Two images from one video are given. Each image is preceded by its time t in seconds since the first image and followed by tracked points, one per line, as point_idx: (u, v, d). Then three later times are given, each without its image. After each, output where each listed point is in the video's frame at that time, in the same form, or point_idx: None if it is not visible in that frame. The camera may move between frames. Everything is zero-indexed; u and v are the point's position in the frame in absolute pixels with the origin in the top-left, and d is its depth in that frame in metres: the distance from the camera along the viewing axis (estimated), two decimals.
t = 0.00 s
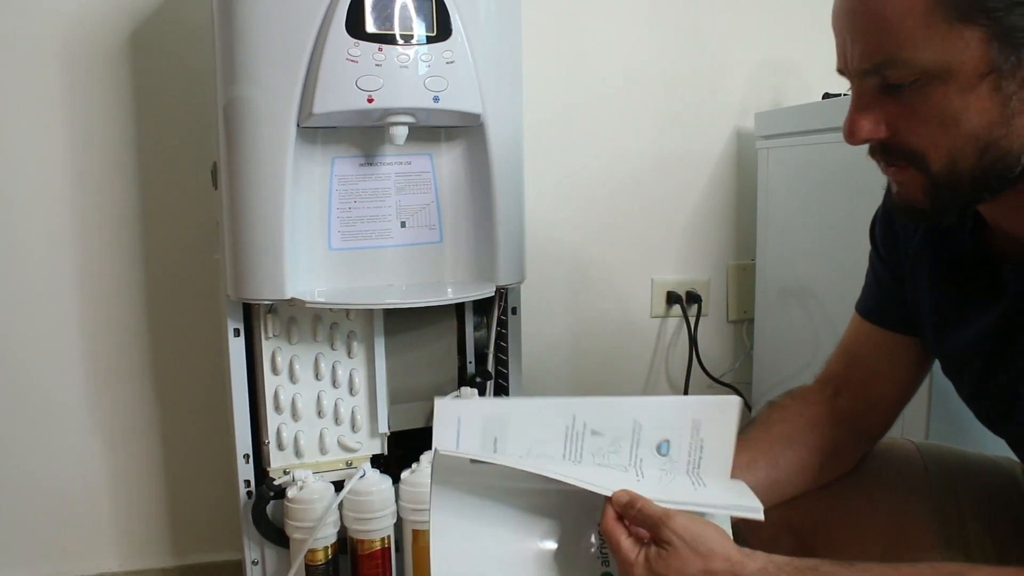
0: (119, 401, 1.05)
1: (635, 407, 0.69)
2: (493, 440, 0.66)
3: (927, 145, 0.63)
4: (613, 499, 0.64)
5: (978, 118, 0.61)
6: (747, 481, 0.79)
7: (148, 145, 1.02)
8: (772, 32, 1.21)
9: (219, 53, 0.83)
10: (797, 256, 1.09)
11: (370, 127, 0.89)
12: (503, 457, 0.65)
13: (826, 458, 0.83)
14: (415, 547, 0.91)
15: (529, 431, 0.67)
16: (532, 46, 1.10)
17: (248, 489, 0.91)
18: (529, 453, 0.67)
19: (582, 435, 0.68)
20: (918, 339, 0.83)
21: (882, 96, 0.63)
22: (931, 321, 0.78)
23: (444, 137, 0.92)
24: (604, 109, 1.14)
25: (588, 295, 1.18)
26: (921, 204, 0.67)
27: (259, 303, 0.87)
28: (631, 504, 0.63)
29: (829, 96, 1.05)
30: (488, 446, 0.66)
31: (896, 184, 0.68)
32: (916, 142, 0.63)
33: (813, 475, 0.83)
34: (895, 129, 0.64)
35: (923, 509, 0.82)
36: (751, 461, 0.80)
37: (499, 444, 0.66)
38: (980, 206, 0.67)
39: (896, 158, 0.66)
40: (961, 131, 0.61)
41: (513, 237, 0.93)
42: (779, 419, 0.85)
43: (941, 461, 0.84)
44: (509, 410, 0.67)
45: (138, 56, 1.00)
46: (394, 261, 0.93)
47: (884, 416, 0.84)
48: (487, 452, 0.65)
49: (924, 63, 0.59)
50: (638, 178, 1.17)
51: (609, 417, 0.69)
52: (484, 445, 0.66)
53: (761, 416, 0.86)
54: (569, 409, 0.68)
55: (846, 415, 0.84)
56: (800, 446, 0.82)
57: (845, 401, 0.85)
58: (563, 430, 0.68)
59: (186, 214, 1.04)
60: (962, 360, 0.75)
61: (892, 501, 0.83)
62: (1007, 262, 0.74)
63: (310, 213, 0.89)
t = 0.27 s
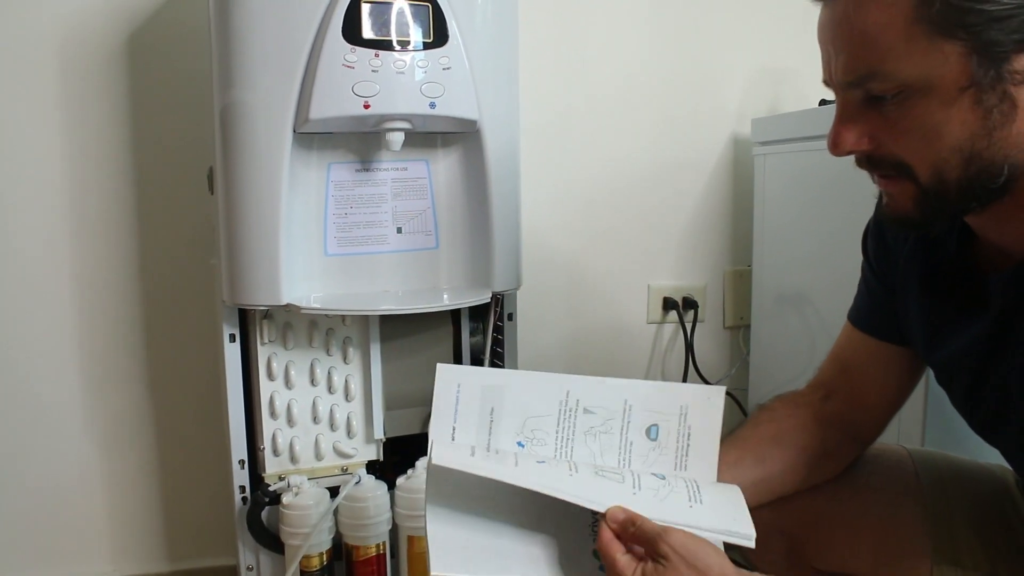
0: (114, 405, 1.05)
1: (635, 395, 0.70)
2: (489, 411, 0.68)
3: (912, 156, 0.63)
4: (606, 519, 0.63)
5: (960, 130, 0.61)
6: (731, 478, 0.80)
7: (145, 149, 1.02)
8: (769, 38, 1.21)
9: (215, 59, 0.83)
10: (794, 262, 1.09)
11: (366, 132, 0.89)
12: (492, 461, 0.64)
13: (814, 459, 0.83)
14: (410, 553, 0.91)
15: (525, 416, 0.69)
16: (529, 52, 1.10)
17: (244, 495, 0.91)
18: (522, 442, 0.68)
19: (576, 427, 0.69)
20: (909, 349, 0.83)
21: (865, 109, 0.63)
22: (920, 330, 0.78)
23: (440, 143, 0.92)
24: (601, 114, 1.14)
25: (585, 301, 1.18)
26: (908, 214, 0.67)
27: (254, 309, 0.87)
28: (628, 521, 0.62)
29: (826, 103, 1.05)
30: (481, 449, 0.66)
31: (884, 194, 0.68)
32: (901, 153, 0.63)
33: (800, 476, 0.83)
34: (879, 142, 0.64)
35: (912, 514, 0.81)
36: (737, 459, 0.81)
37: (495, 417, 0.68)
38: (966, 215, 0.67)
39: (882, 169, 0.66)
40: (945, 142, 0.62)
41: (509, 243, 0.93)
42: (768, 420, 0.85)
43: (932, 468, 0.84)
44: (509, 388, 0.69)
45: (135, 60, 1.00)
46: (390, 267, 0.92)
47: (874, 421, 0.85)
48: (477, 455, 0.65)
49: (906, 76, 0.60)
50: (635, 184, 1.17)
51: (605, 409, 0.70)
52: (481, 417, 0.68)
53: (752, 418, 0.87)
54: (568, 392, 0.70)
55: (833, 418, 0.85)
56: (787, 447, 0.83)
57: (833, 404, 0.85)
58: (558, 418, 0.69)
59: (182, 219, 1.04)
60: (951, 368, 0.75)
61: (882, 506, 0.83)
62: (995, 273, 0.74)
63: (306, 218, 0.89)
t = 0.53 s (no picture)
0: (109, 409, 1.04)
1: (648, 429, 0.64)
2: (488, 432, 0.62)
3: (903, 166, 0.63)
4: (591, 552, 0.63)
5: (952, 141, 0.61)
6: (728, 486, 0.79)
7: (141, 152, 1.01)
8: (767, 45, 1.21)
9: (212, 64, 0.83)
10: (791, 269, 1.09)
11: (363, 137, 0.89)
12: (499, 487, 0.62)
13: (809, 466, 0.82)
14: (405, 559, 0.91)
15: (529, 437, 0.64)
16: (527, 57, 1.10)
17: (239, 500, 0.91)
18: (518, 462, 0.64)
19: (576, 449, 0.65)
20: (904, 358, 0.83)
21: (858, 117, 0.63)
22: (915, 339, 0.78)
23: (437, 149, 0.92)
24: (598, 119, 1.14)
25: (581, 306, 1.18)
26: (899, 225, 0.67)
27: (250, 314, 0.87)
28: (613, 552, 0.62)
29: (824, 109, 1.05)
30: (476, 476, 0.62)
31: (874, 204, 0.68)
32: (893, 163, 0.63)
33: (794, 483, 0.82)
34: (871, 150, 0.63)
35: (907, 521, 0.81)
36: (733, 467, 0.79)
37: (495, 437, 0.63)
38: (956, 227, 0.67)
39: (874, 178, 0.65)
40: (937, 153, 0.61)
41: (506, 249, 0.92)
42: (762, 428, 0.85)
43: (926, 477, 0.84)
44: (516, 415, 0.62)
45: (132, 62, 1.00)
46: (386, 272, 0.92)
47: (869, 428, 0.84)
48: (470, 485, 0.61)
49: (899, 86, 0.59)
50: (632, 190, 1.17)
51: (613, 435, 0.65)
52: (479, 435, 0.63)
53: (745, 427, 0.86)
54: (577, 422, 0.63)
55: (827, 426, 0.84)
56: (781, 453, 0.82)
57: (827, 412, 0.85)
58: (562, 441, 0.64)
59: (178, 223, 1.04)
60: (946, 377, 0.75)
61: (876, 514, 0.82)
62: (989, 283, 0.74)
63: (302, 223, 0.89)
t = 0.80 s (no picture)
0: (106, 409, 1.04)
1: (614, 396, 0.73)
2: (475, 415, 0.69)
3: (894, 165, 0.63)
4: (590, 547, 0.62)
5: (943, 140, 0.61)
6: (719, 479, 0.80)
7: (138, 151, 1.01)
8: (764, 42, 1.21)
9: (208, 62, 0.83)
10: (789, 266, 1.09)
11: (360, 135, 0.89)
12: (499, 477, 0.63)
13: (801, 461, 0.83)
14: (404, 557, 0.91)
15: (513, 418, 0.70)
16: (524, 55, 1.10)
17: (237, 499, 0.91)
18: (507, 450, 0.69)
19: (558, 431, 0.71)
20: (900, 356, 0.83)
21: (848, 117, 0.63)
22: (908, 337, 0.78)
23: (434, 146, 0.92)
24: (596, 116, 1.14)
25: (579, 303, 1.17)
26: (891, 223, 0.67)
27: (247, 312, 0.87)
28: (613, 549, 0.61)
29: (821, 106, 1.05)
30: (476, 468, 0.63)
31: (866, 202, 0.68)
32: (884, 162, 0.63)
33: (788, 479, 0.83)
34: (862, 150, 0.64)
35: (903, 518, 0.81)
36: (723, 462, 0.81)
37: (482, 420, 0.69)
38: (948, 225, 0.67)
39: (865, 177, 0.66)
40: (927, 152, 0.61)
41: (504, 247, 0.92)
42: (755, 425, 0.86)
43: (922, 474, 0.84)
44: (497, 394, 0.71)
45: (128, 61, 0.99)
46: (384, 270, 0.92)
47: (864, 424, 0.85)
48: (470, 475, 0.62)
49: (889, 86, 0.60)
50: (629, 187, 1.17)
51: (585, 407, 0.72)
52: (468, 421, 0.69)
53: (741, 424, 0.87)
54: (551, 396, 0.72)
55: (822, 423, 0.85)
56: (774, 448, 0.83)
57: (822, 409, 0.85)
58: (543, 422, 0.71)
59: (175, 222, 1.04)
60: (943, 373, 0.75)
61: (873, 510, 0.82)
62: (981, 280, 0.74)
63: (299, 222, 0.88)
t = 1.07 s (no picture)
0: (105, 408, 1.04)
1: (614, 395, 0.74)
2: (476, 403, 0.70)
3: (892, 161, 0.63)
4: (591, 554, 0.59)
5: (941, 135, 0.61)
6: (715, 475, 0.81)
7: (137, 150, 1.01)
8: (763, 41, 1.21)
9: (207, 62, 0.83)
10: (788, 265, 1.09)
11: (360, 134, 0.89)
12: (502, 477, 0.61)
13: (799, 459, 0.83)
14: (404, 556, 0.91)
15: (513, 410, 0.71)
16: (523, 54, 1.10)
17: (237, 498, 0.91)
18: (506, 440, 0.69)
19: (557, 424, 0.72)
20: (897, 356, 0.83)
21: (846, 113, 0.63)
22: (905, 336, 0.78)
23: (434, 145, 0.92)
24: (595, 116, 1.14)
25: (578, 303, 1.18)
26: (889, 219, 0.67)
27: (246, 311, 0.87)
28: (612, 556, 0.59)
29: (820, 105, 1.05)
30: (479, 465, 0.61)
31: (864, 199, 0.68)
32: (881, 158, 0.63)
33: (785, 477, 0.83)
34: (860, 146, 0.63)
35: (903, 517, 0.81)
36: (719, 459, 0.82)
37: (483, 409, 0.70)
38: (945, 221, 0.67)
39: (862, 174, 0.65)
40: (926, 147, 0.61)
41: (503, 246, 0.92)
42: (752, 424, 0.86)
43: (920, 474, 0.84)
44: (499, 384, 0.72)
45: (127, 60, 0.99)
46: (384, 270, 0.92)
47: (862, 423, 0.85)
48: (473, 474, 0.60)
49: (887, 82, 0.60)
50: (629, 186, 1.17)
51: (584, 403, 0.73)
52: (469, 408, 0.70)
53: (738, 424, 0.87)
54: (551, 390, 0.73)
55: (818, 422, 0.85)
56: (770, 446, 0.83)
57: (818, 407, 0.86)
58: (543, 414, 0.72)
59: (174, 221, 1.04)
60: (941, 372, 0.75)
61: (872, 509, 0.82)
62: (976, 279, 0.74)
63: (299, 221, 0.89)
